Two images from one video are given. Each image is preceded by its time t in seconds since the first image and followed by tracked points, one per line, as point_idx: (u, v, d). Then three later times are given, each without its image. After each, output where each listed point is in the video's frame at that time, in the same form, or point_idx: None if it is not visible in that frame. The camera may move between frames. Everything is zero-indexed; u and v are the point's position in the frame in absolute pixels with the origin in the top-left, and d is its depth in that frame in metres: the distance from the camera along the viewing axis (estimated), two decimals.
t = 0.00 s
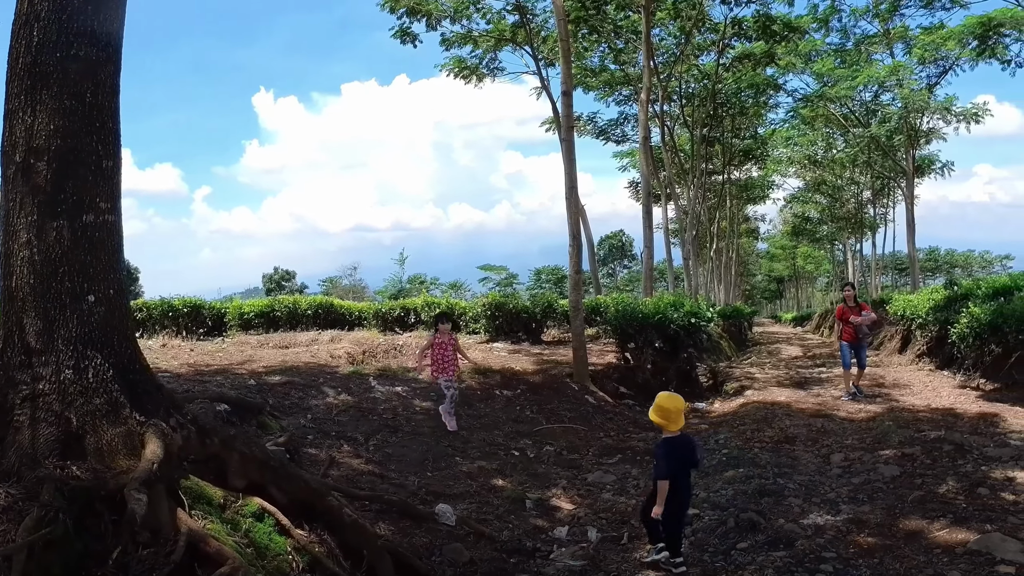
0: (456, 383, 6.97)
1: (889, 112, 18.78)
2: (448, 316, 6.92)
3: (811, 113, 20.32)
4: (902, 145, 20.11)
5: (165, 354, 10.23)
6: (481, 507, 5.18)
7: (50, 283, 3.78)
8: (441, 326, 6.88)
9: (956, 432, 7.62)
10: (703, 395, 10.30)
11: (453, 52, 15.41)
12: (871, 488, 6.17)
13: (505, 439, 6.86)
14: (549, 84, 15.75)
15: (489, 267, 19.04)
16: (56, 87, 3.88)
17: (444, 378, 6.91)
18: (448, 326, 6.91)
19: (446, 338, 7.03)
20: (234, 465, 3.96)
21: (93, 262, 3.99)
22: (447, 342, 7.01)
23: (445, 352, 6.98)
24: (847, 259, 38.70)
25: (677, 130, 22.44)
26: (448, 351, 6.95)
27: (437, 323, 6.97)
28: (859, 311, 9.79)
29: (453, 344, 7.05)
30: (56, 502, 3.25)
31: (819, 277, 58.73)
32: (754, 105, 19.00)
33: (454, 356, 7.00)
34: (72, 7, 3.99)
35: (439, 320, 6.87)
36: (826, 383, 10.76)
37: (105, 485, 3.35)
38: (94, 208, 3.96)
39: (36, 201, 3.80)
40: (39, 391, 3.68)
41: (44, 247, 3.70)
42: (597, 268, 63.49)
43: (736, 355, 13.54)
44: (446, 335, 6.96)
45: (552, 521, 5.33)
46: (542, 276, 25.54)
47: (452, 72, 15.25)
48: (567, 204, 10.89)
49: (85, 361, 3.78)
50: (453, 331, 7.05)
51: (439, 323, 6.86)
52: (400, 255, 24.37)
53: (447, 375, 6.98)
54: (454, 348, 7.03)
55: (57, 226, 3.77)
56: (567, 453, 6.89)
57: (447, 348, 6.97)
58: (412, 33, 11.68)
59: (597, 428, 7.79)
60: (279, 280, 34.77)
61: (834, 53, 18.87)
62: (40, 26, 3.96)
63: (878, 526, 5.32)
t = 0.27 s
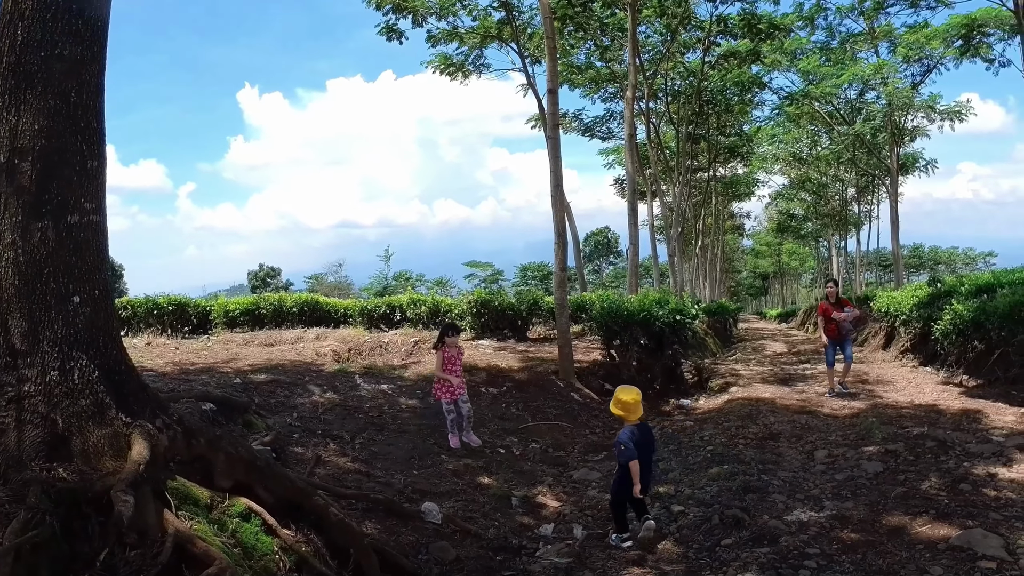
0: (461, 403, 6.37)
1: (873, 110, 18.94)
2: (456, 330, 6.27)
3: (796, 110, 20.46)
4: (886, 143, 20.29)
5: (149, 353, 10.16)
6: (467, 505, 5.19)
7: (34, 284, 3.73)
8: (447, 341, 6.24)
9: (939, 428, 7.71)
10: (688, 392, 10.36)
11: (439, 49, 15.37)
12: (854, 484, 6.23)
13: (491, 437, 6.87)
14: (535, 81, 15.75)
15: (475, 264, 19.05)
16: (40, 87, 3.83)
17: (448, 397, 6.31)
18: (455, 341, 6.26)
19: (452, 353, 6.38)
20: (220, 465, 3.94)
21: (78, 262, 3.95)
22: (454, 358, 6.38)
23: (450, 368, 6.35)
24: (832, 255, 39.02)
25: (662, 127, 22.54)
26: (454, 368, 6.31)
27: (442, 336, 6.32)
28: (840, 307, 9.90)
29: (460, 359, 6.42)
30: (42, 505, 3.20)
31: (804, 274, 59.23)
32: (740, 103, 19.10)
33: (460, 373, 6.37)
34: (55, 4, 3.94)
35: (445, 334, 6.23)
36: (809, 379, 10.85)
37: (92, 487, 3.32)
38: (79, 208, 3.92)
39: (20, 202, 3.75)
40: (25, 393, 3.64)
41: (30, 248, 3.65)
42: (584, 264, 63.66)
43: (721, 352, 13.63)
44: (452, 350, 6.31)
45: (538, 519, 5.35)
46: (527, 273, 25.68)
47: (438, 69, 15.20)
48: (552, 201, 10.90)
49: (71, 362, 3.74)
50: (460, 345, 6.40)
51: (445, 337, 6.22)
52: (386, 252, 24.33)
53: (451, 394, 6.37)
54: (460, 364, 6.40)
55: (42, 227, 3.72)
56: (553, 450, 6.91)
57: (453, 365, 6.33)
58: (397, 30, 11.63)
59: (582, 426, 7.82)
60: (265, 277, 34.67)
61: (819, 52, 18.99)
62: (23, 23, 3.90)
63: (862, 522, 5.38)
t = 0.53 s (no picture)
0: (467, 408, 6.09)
1: (859, 106, 19.10)
2: (462, 332, 6.01)
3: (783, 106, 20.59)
4: (872, 139, 20.46)
5: (136, 349, 10.09)
6: (457, 499, 5.20)
7: (22, 275, 3.69)
8: (451, 343, 5.98)
9: (925, 420, 7.79)
10: (676, 387, 10.43)
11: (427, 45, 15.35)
12: (843, 475, 6.28)
13: (480, 432, 6.88)
14: (522, 78, 15.76)
15: (463, 261, 19.07)
16: (27, 77, 3.80)
17: (453, 402, 6.02)
18: (461, 343, 6.00)
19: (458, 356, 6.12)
20: (210, 459, 3.90)
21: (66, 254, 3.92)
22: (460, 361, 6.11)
23: (456, 372, 6.08)
24: (818, 252, 39.33)
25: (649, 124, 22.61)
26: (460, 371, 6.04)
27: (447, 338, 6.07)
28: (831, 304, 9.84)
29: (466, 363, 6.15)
30: (31, 499, 3.17)
31: (790, 270, 59.71)
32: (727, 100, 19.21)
33: (466, 377, 6.10)
34: None
35: (450, 336, 5.97)
36: (796, 373, 10.94)
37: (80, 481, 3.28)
38: (67, 200, 3.88)
39: (7, 192, 3.72)
40: (13, 386, 3.60)
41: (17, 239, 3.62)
42: (572, 261, 63.79)
43: (708, 347, 13.71)
44: (457, 353, 6.05)
45: (528, 512, 5.36)
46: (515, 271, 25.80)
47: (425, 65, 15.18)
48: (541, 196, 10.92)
49: (59, 355, 3.69)
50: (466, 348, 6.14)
51: (450, 339, 5.96)
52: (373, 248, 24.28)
53: (456, 399, 6.08)
54: (466, 368, 6.13)
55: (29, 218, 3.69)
56: (542, 444, 6.93)
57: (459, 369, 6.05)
58: (385, 25, 11.60)
59: (572, 420, 7.85)
60: (251, 274, 34.54)
61: (805, 48, 19.12)
62: (9, 13, 3.86)
63: (851, 513, 5.42)
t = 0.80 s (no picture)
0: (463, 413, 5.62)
1: (848, 102, 19.19)
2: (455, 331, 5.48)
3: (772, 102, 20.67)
4: (861, 135, 20.56)
5: (124, 345, 10.07)
6: (446, 492, 5.22)
7: (7, 267, 3.68)
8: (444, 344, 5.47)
9: (914, 412, 7.85)
10: (665, 380, 10.49)
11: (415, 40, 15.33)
12: (831, 467, 6.33)
13: (469, 426, 6.90)
14: (511, 73, 15.77)
15: (453, 257, 19.10)
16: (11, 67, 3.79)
17: (446, 408, 5.56)
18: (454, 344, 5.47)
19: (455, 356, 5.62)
20: (198, 451, 3.86)
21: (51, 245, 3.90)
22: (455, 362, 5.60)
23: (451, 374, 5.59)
24: (807, 247, 39.56)
25: (638, 119, 22.67)
26: (453, 374, 5.54)
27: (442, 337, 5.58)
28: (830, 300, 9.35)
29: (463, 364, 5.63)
30: (17, 489, 3.16)
31: (779, 265, 59.98)
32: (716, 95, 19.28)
33: (461, 381, 5.58)
34: None
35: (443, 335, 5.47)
36: (785, 366, 11.00)
37: (66, 472, 3.27)
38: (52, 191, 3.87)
39: None
40: None
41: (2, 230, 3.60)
42: (563, 258, 63.86)
43: (698, 341, 13.78)
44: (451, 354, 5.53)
45: (517, 504, 5.39)
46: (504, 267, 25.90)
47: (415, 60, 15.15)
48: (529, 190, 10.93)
49: (44, 347, 3.68)
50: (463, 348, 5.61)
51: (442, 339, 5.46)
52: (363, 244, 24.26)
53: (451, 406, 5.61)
54: (462, 370, 5.61)
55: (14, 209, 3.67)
56: (531, 438, 6.97)
57: (453, 371, 5.56)
58: (374, 20, 11.57)
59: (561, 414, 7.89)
60: (240, 271, 34.58)
61: (794, 44, 19.20)
62: None
63: (839, 503, 5.46)
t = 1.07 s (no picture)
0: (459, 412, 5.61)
1: (841, 95, 19.23)
2: (454, 329, 5.42)
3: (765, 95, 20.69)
4: (854, 129, 20.60)
5: (115, 341, 10.06)
6: (437, 486, 5.26)
7: None
8: (443, 342, 5.40)
9: (903, 406, 7.91)
10: (656, 373, 10.55)
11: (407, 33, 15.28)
12: (821, 459, 6.38)
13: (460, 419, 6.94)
14: (503, 67, 15.75)
15: (445, 251, 19.11)
16: None
17: (443, 408, 5.54)
18: (453, 343, 5.42)
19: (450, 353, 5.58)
20: (187, 446, 3.91)
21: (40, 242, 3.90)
22: (452, 360, 5.58)
23: (447, 373, 5.56)
24: (799, 240, 39.71)
25: (631, 113, 22.67)
26: (452, 374, 5.52)
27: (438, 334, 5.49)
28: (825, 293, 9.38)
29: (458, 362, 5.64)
30: (7, 486, 3.17)
31: (772, 258, 60.17)
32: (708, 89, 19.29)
33: (458, 379, 5.56)
34: None
35: (442, 333, 5.38)
36: (775, 360, 11.07)
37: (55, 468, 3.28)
38: (41, 187, 3.86)
39: None
40: None
41: None
42: (556, 251, 63.90)
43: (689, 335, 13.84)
44: (449, 353, 5.49)
45: (507, 498, 5.43)
46: (496, 260, 25.89)
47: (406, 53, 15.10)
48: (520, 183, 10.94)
49: (34, 343, 3.67)
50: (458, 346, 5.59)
51: (441, 336, 5.38)
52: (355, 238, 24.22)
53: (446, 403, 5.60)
54: (458, 368, 5.62)
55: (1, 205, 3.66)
56: (522, 432, 7.02)
57: (451, 370, 5.54)
58: (366, 14, 11.53)
59: (552, 408, 7.94)
60: (232, 265, 34.51)
61: (787, 38, 19.20)
62: None
63: (828, 496, 5.51)
